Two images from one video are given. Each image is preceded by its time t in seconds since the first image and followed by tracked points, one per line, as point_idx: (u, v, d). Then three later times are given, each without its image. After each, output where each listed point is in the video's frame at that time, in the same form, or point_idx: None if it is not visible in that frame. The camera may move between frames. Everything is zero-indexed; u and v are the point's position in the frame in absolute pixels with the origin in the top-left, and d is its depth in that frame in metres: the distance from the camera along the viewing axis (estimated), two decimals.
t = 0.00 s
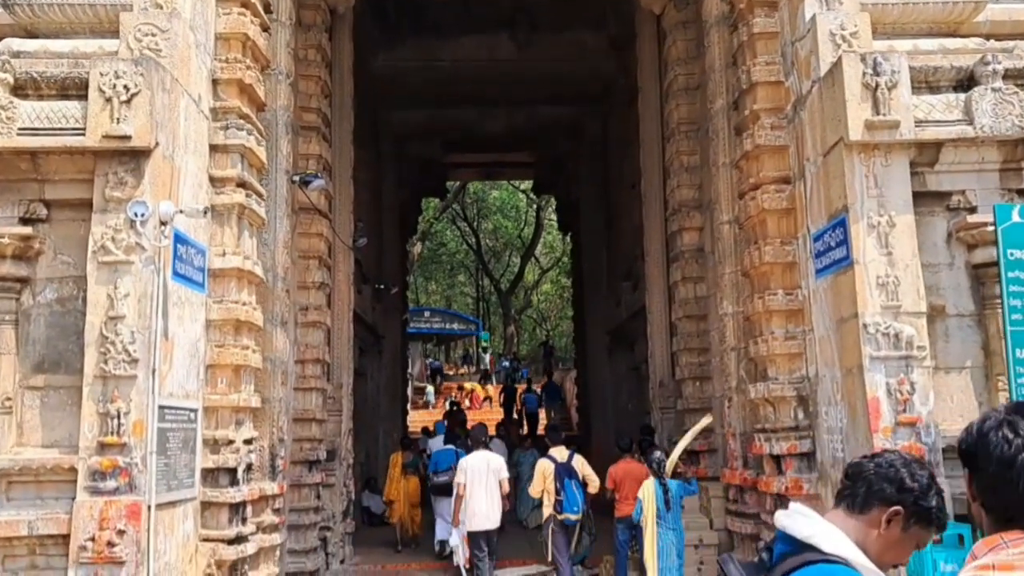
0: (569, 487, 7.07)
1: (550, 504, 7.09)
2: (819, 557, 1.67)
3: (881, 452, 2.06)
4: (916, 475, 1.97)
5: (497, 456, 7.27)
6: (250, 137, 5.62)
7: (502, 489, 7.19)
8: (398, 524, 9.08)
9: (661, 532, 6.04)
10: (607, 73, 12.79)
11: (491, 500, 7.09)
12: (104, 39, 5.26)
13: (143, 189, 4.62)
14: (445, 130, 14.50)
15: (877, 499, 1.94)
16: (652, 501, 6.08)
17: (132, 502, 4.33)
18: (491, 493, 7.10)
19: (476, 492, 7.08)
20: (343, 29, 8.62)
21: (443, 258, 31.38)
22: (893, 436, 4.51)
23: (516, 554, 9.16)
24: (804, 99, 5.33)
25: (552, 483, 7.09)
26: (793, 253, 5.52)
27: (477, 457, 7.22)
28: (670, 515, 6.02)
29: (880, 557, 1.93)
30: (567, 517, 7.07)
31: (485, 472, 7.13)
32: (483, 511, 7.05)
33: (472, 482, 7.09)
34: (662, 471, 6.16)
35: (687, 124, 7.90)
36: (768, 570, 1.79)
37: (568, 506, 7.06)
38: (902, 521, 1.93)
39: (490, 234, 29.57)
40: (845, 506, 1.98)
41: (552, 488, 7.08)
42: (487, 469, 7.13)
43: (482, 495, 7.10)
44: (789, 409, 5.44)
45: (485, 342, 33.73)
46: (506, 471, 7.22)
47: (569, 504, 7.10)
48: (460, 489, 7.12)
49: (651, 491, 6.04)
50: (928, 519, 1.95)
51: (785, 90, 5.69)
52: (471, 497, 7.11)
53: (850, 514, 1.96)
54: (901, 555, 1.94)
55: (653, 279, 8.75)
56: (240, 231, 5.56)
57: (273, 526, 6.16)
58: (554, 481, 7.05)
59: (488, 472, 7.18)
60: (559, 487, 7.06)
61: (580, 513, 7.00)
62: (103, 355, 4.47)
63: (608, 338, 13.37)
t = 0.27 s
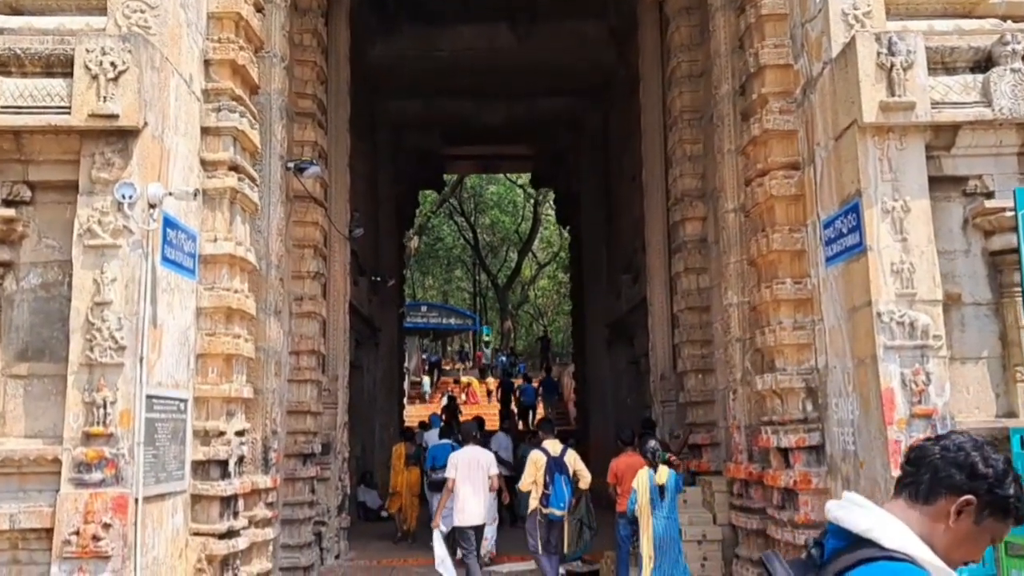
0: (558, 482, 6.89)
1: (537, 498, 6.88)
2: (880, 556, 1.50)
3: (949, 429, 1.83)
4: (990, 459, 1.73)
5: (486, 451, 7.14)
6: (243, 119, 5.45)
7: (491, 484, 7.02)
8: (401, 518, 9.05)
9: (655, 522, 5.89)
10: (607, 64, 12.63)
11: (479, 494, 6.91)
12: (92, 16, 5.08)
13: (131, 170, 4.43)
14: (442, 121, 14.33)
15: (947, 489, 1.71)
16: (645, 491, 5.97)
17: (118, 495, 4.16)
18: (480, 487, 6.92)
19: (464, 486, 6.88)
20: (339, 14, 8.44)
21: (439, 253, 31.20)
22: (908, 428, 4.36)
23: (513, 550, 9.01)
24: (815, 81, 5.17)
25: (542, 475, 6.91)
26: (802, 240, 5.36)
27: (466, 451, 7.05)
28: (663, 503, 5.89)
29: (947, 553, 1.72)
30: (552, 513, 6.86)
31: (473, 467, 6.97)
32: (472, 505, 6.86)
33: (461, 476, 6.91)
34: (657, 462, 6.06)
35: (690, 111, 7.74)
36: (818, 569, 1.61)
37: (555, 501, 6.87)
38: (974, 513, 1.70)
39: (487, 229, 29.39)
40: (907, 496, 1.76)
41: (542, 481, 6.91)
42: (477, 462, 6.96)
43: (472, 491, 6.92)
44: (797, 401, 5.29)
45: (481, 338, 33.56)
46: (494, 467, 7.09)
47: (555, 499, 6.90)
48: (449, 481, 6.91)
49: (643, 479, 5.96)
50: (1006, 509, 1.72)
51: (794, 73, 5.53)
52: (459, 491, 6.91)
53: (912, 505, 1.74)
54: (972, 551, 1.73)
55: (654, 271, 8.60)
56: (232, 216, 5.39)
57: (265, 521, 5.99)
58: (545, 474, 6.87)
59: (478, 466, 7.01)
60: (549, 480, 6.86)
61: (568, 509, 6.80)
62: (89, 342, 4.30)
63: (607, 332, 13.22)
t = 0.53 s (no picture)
0: (550, 479, 6.76)
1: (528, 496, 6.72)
2: None
3: None
4: None
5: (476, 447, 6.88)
6: (234, 104, 5.24)
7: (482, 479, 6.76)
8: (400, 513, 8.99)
9: (655, 519, 5.71)
10: (607, 55, 12.43)
11: (473, 489, 6.63)
12: None
13: (116, 154, 4.21)
14: (439, 114, 14.11)
15: None
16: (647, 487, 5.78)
17: (102, 496, 3.95)
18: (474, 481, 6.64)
19: (458, 481, 6.60)
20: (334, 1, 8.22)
21: (435, 249, 30.98)
22: (929, 426, 4.17)
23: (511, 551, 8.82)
24: (830, 65, 4.97)
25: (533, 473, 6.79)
26: (815, 231, 5.16)
27: (456, 446, 6.78)
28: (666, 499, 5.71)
29: None
30: (546, 509, 6.67)
31: (466, 461, 6.68)
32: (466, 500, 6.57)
33: (455, 470, 6.63)
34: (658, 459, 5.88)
35: (695, 100, 7.54)
36: None
37: (548, 498, 6.69)
38: None
39: (484, 225, 29.17)
40: (992, 506, 1.63)
41: (535, 477, 6.79)
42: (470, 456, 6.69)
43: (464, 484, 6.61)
44: (810, 397, 5.10)
45: (477, 334, 33.35)
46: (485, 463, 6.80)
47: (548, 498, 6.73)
48: (442, 476, 6.62)
49: (645, 478, 5.78)
50: None
51: (806, 57, 5.33)
52: (452, 486, 6.61)
53: (1000, 515, 1.62)
54: None
55: (657, 265, 8.41)
56: (222, 205, 5.18)
57: (257, 522, 5.79)
58: (536, 470, 6.77)
59: (470, 461, 6.74)
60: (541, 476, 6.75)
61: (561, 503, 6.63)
62: (71, 335, 4.07)
63: (606, 328, 13.03)
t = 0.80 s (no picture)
0: (531, 479, 6.59)
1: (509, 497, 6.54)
2: None
3: None
4: None
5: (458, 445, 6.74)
6: (226, 91, 5.07)
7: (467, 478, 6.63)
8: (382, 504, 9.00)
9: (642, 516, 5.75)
10: (606, 48, 12.27)
11: (458, 491, 6.50)
12: None
13: (101, 140, 4.03)
14: (436, 108, 13.94)
15: None
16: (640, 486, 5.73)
17: (86, 495, 3.78)
18: (458, 483, 6.51)
19: (443, 483, 6.47)
20: None
21: (432, 246, 30.78)
22: (945, 422, 4.02)
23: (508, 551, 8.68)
24: (841, 50, 4.81)
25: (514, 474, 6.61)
26: (825, 222, 5.01)
27: (439, 445, 6.63)
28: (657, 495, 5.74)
29: None
30: (528, 509, 6.49)
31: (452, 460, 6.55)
32: (451, 502, 6.44)
33: (439, 471, 6.49)
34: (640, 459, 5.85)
35: (698, 90, 7.38)
36: None
37: (530, 497, 6.52)
38: None
39: (480, 222, 28.99)
40: None
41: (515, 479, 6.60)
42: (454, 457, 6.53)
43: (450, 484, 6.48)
44: (819, 393, 4.94)
45: (474, 332, 33.18)
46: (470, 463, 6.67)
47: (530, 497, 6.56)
48: (426, 478, 6.49)
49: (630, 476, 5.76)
50: None
51: (815, 43, 5.17)
52: (437, 487, 6.49)
53: None
54: None
55: (658, 258, 8.25)
56: (213, 194, 5.01)
57: (250, 521, 5.62)
58: (516, 470, 6.59)
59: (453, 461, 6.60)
60: (521, 476, 6.56)
61: (544, 502, 6.47)
62: (54, 328, 3.89)
63: (605, 324, 12.89)
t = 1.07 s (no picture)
0: (511, 471, 6.53)
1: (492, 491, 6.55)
2: None
3: None
4: None
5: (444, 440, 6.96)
6: (215, 75, 4.90)
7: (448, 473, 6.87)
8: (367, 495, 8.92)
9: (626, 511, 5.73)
10: (605, 40, 12.10)
11: (436, 485, 6.73)
12: None
13: (81, 124, 3.85)
14: (433, 101, 13.76)
15: None
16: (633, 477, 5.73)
17: (66, 494, 3.61)
18: (434, 478, 6.75)
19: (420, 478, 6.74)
20: None
21: (430, 244, 30.59)
22: (962, 417, 3.86)
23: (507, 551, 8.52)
24: (853, 33, 4.64)
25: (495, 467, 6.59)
26: (835, 211, 4.84)
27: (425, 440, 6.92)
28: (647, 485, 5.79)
29: None
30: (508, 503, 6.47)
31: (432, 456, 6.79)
32: (428, 497, 6.68)
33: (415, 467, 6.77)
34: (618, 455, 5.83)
35: (701, 79, 7.21)
36: None
37: (510, 490, 6.49)
38: None
39: (478, 219, 28.81)
40: None
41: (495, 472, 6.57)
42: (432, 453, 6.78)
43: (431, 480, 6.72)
44: (829, 387, 4.78)
45: (472, 329, 33.01)
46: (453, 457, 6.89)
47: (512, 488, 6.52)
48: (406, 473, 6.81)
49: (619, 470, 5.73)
50: None
51: (825, 26, 5.00)
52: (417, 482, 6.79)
53: None
54: None
55: (660, 252, 8.08)
56: (201, 183, 4.84)
57: (241, 521, 5.45)
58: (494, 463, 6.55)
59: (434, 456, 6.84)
60: (499, 469, 6.52)
61: (523, 495, 6.42)
62: (32, 319, 3.71)
63: (605, 320, 12.72)
